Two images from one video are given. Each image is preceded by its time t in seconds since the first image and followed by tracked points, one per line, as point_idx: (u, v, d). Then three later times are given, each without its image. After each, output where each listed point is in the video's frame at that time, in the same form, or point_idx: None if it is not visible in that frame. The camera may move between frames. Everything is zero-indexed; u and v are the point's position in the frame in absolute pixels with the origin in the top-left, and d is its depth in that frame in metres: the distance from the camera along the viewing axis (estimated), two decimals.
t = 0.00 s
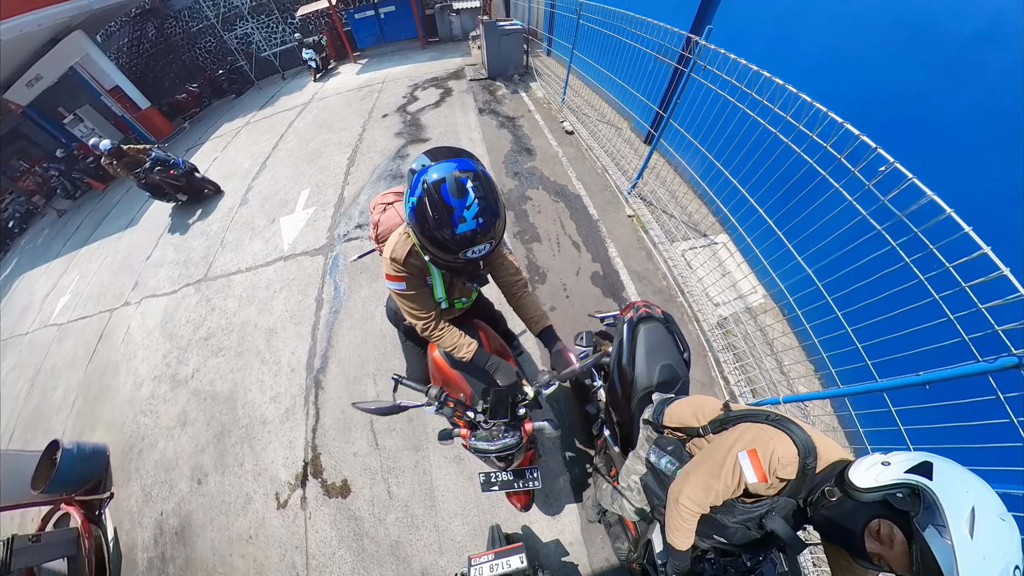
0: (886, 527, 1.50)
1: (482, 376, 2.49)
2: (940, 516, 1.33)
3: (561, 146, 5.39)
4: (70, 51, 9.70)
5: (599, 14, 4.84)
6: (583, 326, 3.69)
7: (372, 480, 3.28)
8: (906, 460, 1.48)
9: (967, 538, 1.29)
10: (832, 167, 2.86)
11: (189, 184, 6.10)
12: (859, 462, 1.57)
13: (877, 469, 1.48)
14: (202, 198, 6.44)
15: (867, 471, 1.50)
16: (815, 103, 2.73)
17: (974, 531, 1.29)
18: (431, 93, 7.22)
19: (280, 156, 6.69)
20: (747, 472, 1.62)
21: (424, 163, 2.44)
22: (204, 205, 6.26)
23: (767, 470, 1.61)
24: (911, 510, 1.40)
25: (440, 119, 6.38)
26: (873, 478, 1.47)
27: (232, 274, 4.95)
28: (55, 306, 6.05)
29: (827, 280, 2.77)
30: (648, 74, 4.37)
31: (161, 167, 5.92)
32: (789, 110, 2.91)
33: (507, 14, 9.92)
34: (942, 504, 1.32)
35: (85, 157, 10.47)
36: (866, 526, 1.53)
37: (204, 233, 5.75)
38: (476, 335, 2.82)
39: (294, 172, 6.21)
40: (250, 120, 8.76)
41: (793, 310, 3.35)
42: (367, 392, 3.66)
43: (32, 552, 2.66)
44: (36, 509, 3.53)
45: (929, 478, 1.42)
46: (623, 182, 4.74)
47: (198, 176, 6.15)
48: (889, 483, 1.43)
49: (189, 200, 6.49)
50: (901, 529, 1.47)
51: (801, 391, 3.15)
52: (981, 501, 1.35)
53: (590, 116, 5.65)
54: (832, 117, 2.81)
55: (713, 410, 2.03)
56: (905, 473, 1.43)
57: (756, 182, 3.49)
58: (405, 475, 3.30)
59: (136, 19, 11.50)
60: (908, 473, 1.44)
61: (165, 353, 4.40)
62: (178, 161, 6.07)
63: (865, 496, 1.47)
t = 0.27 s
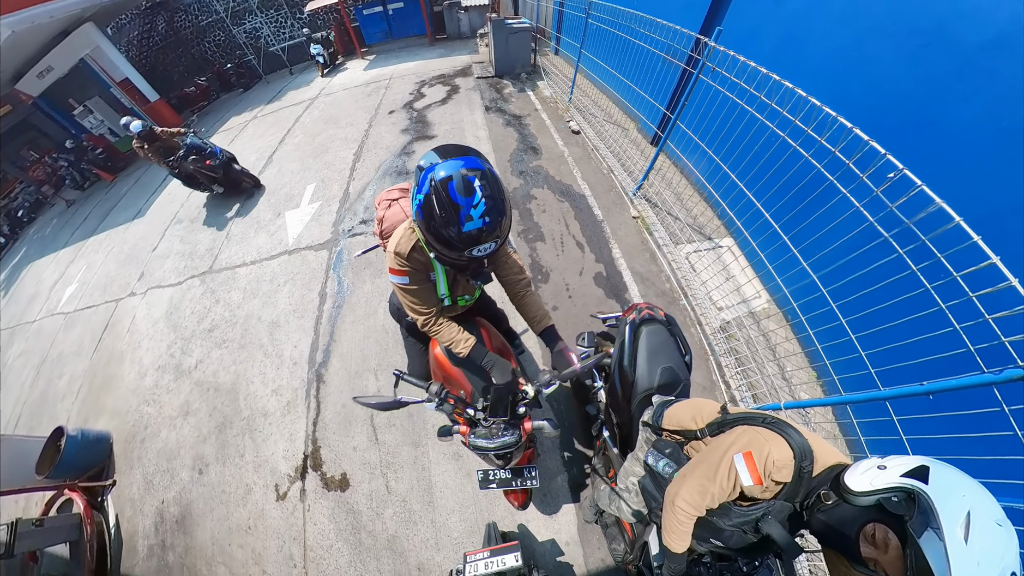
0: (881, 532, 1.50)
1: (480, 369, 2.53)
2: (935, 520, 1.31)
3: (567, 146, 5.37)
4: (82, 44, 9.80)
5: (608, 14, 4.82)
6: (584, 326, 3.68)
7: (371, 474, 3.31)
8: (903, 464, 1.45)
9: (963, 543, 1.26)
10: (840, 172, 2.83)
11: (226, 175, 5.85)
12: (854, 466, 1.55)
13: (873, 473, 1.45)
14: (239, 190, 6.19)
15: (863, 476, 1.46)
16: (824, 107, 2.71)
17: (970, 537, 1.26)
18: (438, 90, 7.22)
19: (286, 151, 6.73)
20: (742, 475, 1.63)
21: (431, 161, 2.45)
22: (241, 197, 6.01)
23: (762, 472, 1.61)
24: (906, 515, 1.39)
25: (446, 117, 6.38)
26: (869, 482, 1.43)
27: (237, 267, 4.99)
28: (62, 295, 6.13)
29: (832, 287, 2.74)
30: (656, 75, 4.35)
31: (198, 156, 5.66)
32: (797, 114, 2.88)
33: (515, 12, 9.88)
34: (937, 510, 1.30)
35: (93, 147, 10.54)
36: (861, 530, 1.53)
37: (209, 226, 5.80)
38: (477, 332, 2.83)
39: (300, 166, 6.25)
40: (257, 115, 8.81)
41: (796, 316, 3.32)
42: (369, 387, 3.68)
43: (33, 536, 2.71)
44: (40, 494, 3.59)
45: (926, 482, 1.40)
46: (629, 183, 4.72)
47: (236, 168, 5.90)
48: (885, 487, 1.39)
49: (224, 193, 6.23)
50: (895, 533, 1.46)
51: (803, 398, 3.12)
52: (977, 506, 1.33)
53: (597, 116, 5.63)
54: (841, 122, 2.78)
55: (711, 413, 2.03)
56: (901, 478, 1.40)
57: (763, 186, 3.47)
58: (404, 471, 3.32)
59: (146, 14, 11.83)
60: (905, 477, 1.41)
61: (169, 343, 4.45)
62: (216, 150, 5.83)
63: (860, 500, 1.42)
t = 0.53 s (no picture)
0: (879, 551, 1.45)
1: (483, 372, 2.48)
2: (936, 541, 1.28)
3: (577, 148, 5.35)
4: (104, 33, 9.87)
5: (624, 17, 4.80)
6: (588, 330, 3.67)
7: (368, 467, 3.33)
8: (905, 483, 1.41)
9: (963, 567, 1.23)
10: (855, 185, 2.79)
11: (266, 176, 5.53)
12: (855, 483, 1.51)
13: (873, 492, 1.41)
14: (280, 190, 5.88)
15: (863, 494, 1.43)
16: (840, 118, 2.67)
17: (971, 562, 1.22)
18: (451, 88, 7.25)
19: (299, 144, 6.81)
20: (739, 487, 1.60)
21: (443, 158, 2.46)
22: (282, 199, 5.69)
23: (759, 485, 1.57)
24: (905, 535, 1.36)
25: (459, 115, 6.40)
26: (868, 500, 1.40)
27: (246, 256, 5.07)
28: (76, 276, 6.29)
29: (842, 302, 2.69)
30: (670, 80, 4.32)
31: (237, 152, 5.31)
32: (813, 124, 2.85)
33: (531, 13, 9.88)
34: (938, 532, 1.27)
35: (112, 134, 10.74)
36: (859, 549, 1.48)
37: (221, 215, 5.91)
38: (481, 332, 2.84)
39: (313, 159, 6.32)
40: (272, 107, 8.95)
41: (803, 329, 3.28)
42: (370, 380, 3.71)
43: (37, 510, 2.78)
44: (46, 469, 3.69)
45: (927, 503, 1.36)
46: (638, 188, 4.68)
47: (278, 168, 5.56)
48: (886, 506, 1.35)
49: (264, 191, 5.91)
50: (895, 553, 1.41)
51: (807, 413, 3.07)
52: (981, 530, 1.29)
53: (609, 120, 5.60)
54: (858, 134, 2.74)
55: (711, 423, 1.99)
56: (902, 497, 1.35)
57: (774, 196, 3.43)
58: (401, 466, 3.34)
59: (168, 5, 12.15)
60: (906, 497, 1.37)
61: (177, 329, 4.54)
62: (258, 148, 5.52)
63: (859, 518, 1.41)
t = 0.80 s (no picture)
0: None
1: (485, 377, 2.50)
2: None
3: (591, 156, 5.34)
4: (138, 24, 10.06)
5: (644, 28, 4.80)
6: (592, 339, 3.64)
7: (363, 461, 3.35)
8: (910, 513, 1.35)
9: None
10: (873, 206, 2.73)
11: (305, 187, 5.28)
12: (857, 511, 1.48)
13: (875, 521, 1.36)
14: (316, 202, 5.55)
15: (865, 522, 1.38)
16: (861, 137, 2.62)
17: None
18: (469, 91, 7.33)
19: (317, 138, 6.96)
20: (737, 508, 1.55)
21: (456, 162, 2.47)
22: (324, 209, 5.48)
23: (758, 508, 1.53)
24: (909, 569, 1.27)
25: (475, 118, 6.46)
26: (871, 529, 1.35)
27: (259, 245, 5.18)
28: (95, 254, 6.50)
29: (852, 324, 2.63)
30: (688, 92, 4.31)
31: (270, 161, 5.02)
32: (832, 142, 2.80)
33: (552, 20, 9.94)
34: (943, 566, 1.18)
35: (139, 120, 11.07)
36: None
37: (238, 204, 6.06)
38: (484, 335, 2.85)
39: (329, 154, 6.45)
40: (294, 101, 9.17)
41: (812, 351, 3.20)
42: (371, 375, 3.74)
43: (39, 479, 2.89)
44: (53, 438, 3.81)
45: (933, 536, 1.30)
46: (651, 198, 4.63)
47: (312, 182, 5.21)
48: (888, 535, 1.30)
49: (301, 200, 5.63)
50: None
51: (812, 437, 2.98)
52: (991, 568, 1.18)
53: (625, 128, 5.58)
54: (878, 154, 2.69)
55: (712, 440, 1.95)
56: (905, 528, 1.30)
57: (789, 213, 3.37)
58: (396, 462, 3.35)
59: None
60: (910, 528, 1.31)
61: (187, 312, 4.65)
62: (297, 157, 5.13)
63: (860, 547, 1.35)
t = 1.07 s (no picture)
0: None
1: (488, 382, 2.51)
2: None
3: (604, 164, 5.32)
4: (171, 15, 10.53)
5: (664, 39, 4.81)
6: (596, 348, 3.60)
7: (360, 455, 3.37)
8: (914, 545, 1.29)
9: None
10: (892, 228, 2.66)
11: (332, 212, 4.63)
12: (859, 540, 1.42)
13: (877, 552, 1.30)
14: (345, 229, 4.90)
15: (866, 553, 1.33)
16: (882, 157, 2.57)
17: None
18: (486, 94, 7.41)
19: (335, 134, 7.10)
20: (733, 529, 1.51)
21: (472, 169, 2.50)
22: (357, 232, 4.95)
23: (755, 530, 1.48)
24: None
25: (491, 121, 6.52)
26: (871, 559, 1.29)
27: (273, 235, 5.29)
28: (115, 235, 6.73)
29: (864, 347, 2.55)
30: (706, 105, 4.28)
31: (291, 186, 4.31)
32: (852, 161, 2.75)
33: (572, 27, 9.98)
34: None
35: (165, 108, 11.43)
36: None
37: (255, 194, 6.21)
38: (488, 337, 2.85)
39: (346, 150, 6.57)
40: (315, 97, 9.38)
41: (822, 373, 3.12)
42: (374, 370, 3.78)
43: (44, 449, 2.92)
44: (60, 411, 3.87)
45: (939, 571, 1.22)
46: (663, 209, 4.59)
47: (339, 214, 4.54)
48: (888, 566, 1.24)
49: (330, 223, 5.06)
50: None
51: (817, 463, 2.89)
52: None
53: (640, 137, 5.55)
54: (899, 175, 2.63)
55: (712, 459, 1.92)
56: (906, 560, 1.24)
57: (804, 231, 3.31)
58: (392, 458, 3.37)
59: None
60: (912, 560, 1.25)
61: (199, 296, 4.77)
62: (322, 182, 4.38)
63: None
